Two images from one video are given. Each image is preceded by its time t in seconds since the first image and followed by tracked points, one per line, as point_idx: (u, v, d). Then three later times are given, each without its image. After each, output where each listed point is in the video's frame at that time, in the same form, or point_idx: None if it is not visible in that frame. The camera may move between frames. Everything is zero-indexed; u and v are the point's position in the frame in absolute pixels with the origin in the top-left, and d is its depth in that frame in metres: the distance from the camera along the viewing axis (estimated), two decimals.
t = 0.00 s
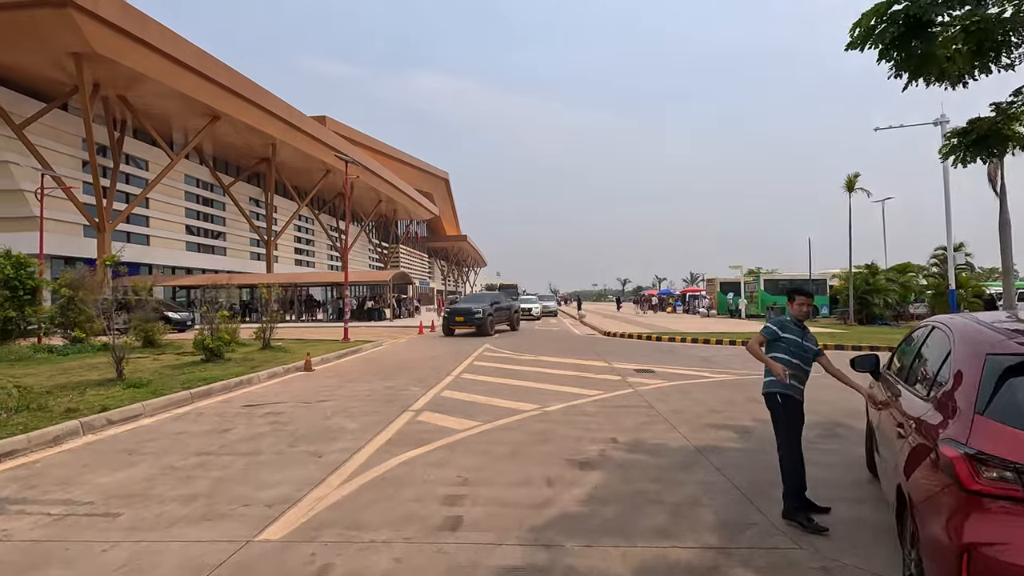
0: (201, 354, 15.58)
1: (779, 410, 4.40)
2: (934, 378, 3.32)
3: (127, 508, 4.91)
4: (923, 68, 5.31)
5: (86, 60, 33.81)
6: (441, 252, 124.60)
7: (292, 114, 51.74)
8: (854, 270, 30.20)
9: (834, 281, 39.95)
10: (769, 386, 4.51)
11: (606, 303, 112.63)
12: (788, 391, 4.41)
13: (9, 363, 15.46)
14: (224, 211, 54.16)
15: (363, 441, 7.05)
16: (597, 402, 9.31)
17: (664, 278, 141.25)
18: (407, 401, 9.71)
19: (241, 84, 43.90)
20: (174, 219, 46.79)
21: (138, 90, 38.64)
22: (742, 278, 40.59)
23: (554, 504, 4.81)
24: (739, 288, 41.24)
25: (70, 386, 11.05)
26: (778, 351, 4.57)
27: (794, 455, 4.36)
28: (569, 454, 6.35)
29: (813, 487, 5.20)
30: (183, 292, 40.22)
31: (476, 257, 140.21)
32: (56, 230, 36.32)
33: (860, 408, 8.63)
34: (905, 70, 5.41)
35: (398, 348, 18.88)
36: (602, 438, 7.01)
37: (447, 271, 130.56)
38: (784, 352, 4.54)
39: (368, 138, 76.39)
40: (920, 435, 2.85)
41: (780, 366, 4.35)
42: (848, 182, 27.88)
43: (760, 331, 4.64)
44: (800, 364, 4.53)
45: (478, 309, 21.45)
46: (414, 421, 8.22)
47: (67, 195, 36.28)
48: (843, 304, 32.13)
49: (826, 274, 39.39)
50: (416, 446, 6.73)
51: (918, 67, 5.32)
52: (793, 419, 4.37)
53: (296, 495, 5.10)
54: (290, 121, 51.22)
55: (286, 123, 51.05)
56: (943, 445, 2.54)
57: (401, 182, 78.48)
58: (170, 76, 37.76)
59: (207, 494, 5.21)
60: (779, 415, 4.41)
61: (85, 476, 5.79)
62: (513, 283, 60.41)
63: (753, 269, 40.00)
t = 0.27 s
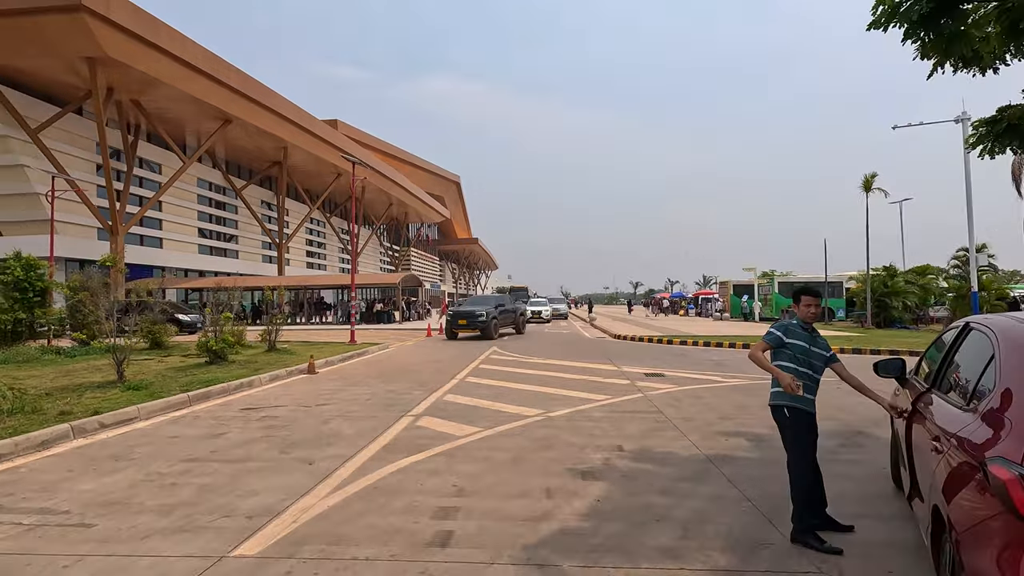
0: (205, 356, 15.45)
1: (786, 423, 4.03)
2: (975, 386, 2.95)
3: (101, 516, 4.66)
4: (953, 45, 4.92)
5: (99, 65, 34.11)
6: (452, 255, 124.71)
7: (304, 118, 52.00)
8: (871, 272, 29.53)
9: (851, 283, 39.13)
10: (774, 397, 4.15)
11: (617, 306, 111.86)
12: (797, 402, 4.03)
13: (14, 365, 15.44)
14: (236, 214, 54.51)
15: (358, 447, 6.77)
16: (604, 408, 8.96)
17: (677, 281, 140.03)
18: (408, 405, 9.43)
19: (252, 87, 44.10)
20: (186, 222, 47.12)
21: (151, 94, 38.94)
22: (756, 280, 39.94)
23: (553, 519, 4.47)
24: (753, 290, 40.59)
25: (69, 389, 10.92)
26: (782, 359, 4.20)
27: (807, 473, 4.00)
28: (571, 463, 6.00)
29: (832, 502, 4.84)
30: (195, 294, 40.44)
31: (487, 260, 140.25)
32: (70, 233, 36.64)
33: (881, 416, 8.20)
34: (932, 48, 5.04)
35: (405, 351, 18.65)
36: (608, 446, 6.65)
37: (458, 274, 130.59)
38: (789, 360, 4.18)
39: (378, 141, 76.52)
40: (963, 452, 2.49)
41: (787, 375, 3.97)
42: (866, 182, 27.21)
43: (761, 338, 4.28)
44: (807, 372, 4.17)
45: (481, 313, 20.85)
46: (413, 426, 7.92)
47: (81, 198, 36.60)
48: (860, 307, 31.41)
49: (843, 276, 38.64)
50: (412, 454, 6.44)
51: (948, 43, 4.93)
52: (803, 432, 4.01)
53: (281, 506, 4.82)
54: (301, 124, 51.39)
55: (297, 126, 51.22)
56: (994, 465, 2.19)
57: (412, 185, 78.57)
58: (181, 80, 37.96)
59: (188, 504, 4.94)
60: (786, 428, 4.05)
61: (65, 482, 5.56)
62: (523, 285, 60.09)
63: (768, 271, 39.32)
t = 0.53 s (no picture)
0: (213, 359, 15.37)
1: (809, 450, 3.64)
2: None
3: (80, 532, 4.43)
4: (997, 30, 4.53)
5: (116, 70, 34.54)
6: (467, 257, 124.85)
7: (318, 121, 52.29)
8: (894, 274, 28.67)
9: (873, 286, 38.15)
10: (792, 419, 3.75)
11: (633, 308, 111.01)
12: (820, 427, 3.63)
13: (25, 368, 15.47)
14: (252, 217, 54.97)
15: (357, 458, 6.50)
16: (615, 416, 8.60)
17: (693, 283, 138.59)
18: (412, 411, 9.16)
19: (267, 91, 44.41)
20: (202, 225, 47.60)
21: (168, 99, 39.35)
22: (774, 283, 39.12)
23: (557, 542, 4.12)
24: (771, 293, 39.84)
25: (74, 392, 10.83)
26: (801, 378, 3.77)
27: (830, 501, 3.62)
28: (577, 478, 5.66)
29: (861, 526, 4.44)
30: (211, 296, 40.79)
31: (502, 262, 140.07)
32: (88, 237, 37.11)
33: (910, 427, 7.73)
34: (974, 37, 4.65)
35: (415, 354, 18.42)
36: (619, 459, 6.29)
37: (472, 276, 130.70)
38: (810, 380, 3.75)
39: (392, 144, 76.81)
40: None
41: (814, 401, 3.53)
42: (889, 181, 26.41)
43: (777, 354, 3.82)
44: (828, 391, 3.76)
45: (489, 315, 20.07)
46: (415, 434, 7.62)
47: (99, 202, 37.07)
48: (883, 310, 30.53)
49: (864, 278, 37.78)
50: (411, 466, 6.13)
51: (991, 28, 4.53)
52: (824, 457, 3.63)
53: (267, 523, 4.53)
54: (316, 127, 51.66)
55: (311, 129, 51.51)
56: None
57: (425, 187, 78.68)
58: (197, 84, 38.31)
59: (171, 519, 4.69)
60: (806, 453, 3.67)
61: (50, 494, 5.36)
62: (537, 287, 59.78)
63: (787, 273, 38.49)
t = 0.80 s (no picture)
0: (223, 360, 15.27)
1: (857, 467, 3.28)
2: None
3: (64, 542, 4.22)
4: None
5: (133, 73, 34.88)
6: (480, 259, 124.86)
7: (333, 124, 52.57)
8: (918, 275, 27.89)
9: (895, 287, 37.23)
10: (829, 434, 3.38)
11: (647, 309, 110.09)
12: (862, 439, 3.30)
13: (37, 368, 15.49)
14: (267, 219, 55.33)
15: (359, 463, 6.25)
16: (629, 421, 8.25)
17: (709, 285, 137.20)
18: (419, 414, 8.91)
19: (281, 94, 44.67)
20: (218, 227, 48.03)
21: (183, 102, 39.71)
22: (792, 283, 38.36)
23: (565, 560, 3.83)
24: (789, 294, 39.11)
25: (81, 394, 10.74)
26: (838, 386, 3.42)
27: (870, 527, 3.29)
28: (589, 487, 5.35)
29: (899, 545, 4.07)
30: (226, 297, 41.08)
31: (514, 263, 139.89)
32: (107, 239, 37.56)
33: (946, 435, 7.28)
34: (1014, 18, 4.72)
35: (425, 355, 18.21)
36: (633, 467, 5.96)
37: (486, 277, 130.63)
38: (848, 387, 3.40)
39: (406, 146, 76.98)
40: None
41: (870, 413, 3.16)
42: (912, 178, 25.67)
43: (814, 362, 3.41)
44: (863, 397, 3.43)
45: (496, 314, 19.01)
46: (420, 439, 7.36)
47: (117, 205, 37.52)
48: (906, 312, 29.72)
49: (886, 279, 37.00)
50: (414, 472, 5.88)
51: None
52: (866, 475, 3.29)
53: (259, 536, 4.29)
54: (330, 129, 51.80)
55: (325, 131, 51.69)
56: None
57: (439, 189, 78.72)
58: (212, 87, 38.60)
59: (160, 529, 4.47)
60: (847, 471, 3.32)
61: (41, 499, 5.17)
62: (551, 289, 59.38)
63: (805, 274, 37.71)
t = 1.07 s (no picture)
0: (229, 363, 15.05)
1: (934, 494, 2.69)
2: None
3: (42, 561, 3.93)
4: None
5: (146, 76, 35.08)
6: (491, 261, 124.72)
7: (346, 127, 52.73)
8: (942, 276, 27.06)
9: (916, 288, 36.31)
10: (892, 459, 2.74)
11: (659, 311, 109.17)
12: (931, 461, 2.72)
13: (44, 370, 15.35)
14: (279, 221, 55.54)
15: (361, 474, 5.92)
16: (647, 429, 7.84)
17: (723, 286, 135.82)
18: (426, 420, 8.57)
19: (293, 96, 44.78)
20: (231, 229, 48.27)
21: (196, 105, 39.90)
22: (809, 285, 37.57)
23: None
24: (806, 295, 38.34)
25: (83, 397, 10.54)
26: (909, 400, 2.72)
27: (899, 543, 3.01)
28: (605, 502, 4.96)
29: (954, 570, 3.62)
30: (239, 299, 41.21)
31: (526, 265, 139.60)
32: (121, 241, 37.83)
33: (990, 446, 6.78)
34: None
35: (435, 358, 17.91)
36: (652, 480, 5.56)
37: (497, 280, 130.47)
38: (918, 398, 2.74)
39: (417, 148, 77.03)
40: None
41: (962, 428, 2.65)
42: (936, 176, 24.92)
43: (880, 379, 2.65)
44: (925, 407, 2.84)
45: (502, 315, 17.79)
46: (427, 447, 7.02)
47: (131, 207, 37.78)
48: (929, 314, 28.89)
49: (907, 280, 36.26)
50: (419, 484, 5.53)
51: None
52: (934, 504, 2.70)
53: (249, 556, 3.96)
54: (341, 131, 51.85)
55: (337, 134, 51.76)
56: None
57: (450, 190, 78.64)
58: (225, 89, 38.74)
59: (144, 547, 4.16)
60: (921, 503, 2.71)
61: (25, 512, 4.90)
62: (562, 291, 58.93)
63: (823, 276, 36.92)
